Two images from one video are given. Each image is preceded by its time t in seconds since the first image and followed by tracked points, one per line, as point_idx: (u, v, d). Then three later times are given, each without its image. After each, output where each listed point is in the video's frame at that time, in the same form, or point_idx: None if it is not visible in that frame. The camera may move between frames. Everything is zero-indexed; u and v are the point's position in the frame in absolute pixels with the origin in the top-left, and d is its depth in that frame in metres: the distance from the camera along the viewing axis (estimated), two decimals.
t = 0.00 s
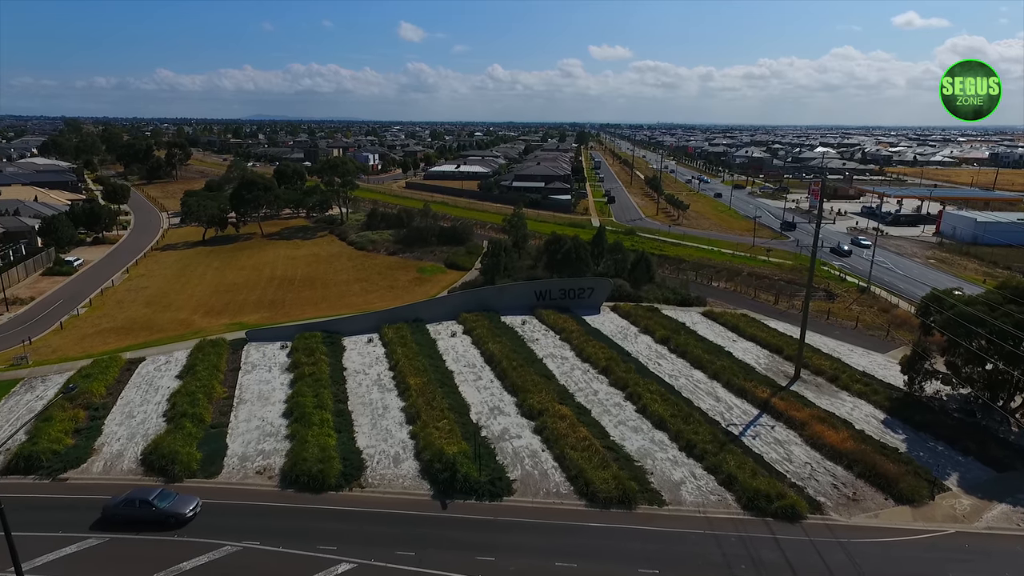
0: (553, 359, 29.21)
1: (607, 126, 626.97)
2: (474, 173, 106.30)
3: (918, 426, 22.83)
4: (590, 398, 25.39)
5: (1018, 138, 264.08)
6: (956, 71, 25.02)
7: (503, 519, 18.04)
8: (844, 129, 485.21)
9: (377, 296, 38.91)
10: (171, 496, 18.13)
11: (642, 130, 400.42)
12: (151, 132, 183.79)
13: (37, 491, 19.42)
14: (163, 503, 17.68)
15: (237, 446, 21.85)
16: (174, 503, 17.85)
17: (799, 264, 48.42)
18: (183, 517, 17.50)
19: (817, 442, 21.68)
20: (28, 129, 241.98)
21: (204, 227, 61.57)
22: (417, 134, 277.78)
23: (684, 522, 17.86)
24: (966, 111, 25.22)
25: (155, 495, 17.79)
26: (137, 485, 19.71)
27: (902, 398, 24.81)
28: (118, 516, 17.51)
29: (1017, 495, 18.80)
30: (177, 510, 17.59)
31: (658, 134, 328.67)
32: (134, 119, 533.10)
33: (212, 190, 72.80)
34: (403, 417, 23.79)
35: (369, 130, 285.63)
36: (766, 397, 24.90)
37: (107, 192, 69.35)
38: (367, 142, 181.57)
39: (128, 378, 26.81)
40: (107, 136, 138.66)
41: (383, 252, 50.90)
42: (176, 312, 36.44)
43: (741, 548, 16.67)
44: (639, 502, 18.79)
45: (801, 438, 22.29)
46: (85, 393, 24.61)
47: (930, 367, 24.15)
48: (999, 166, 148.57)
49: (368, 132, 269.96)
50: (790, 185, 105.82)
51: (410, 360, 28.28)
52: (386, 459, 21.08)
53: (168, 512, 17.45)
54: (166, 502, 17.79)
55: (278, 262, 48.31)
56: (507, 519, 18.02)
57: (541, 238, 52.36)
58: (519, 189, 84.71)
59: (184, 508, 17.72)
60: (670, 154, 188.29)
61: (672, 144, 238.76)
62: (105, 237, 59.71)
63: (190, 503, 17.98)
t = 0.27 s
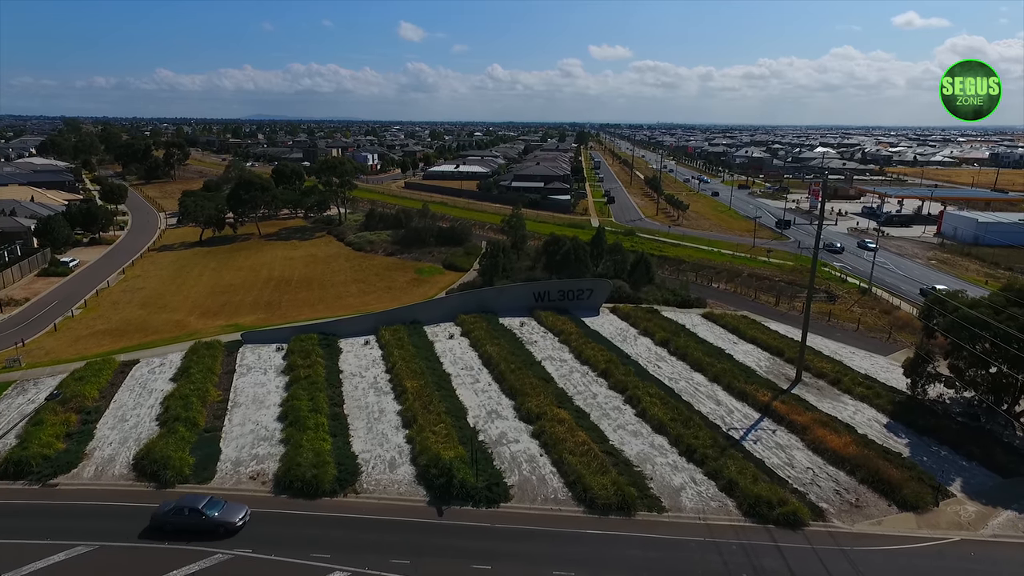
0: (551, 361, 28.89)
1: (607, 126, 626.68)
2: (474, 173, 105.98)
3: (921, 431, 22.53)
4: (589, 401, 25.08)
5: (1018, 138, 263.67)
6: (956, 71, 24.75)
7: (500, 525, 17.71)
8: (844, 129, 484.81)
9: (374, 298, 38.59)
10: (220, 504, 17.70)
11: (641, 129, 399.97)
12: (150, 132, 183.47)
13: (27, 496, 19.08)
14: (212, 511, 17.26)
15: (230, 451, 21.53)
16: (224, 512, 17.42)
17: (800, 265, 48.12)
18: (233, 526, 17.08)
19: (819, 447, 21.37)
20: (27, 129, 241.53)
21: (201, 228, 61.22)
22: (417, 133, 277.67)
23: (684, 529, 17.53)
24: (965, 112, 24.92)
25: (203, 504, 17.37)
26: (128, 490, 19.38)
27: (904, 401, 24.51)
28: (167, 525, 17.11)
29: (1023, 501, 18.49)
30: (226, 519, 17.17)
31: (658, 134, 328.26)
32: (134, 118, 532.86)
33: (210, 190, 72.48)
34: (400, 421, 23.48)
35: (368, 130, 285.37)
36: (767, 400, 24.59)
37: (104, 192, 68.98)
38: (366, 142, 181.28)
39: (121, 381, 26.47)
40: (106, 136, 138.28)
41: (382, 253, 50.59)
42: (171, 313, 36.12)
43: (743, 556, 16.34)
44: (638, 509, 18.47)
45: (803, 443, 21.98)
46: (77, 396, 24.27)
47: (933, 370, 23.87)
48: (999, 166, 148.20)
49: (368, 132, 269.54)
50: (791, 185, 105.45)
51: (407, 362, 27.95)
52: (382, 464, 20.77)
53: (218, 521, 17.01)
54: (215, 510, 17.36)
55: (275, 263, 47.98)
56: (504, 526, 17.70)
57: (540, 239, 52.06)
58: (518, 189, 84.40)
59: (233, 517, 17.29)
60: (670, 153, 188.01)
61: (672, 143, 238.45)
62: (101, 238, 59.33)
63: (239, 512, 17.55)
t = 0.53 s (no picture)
0: (549, 364, 28.52)
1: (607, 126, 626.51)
2: (473, 174, 105.63)
3: (924, 436, 22.18)
4: (588, 405, 24.71)
5: (1017, 138, 263.42)
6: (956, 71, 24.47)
7: (496, 533, 17.33)
8: (844, 129, 484.55)
9: (371, 299, 38.21)
10: (279, 515, 17.16)
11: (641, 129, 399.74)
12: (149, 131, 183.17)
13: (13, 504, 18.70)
14: (272, 522, 16.72)
15: (222, 456, 21.16)
16: (283, 522, 16.86)
17: (800, 266, 47.76)
18: (293, 538, 16.50)
19: (822, 453, 21.01)
20: (26, 128, 241.03)
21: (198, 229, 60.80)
22: (416, 133, 277.43)
23: (684, 538, 17.15)
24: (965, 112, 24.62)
25: (263, 514, 16.84)
26: (117, 497, 19.00)
27: (907, 406, 24.15)
28: (225, 536, 16.58)
29: None
30: (286, 530, 16.60)
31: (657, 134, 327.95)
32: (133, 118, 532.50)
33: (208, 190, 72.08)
34: (395, 426, 23.11)
35: (367, 130, 285.27)
36: (768, 404, 24.23)
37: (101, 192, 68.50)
38: (365, 142, 180.95)
39: (113, 385, 26.09)
40: (104, 136, 137.88)
41: (379, 254, 50.22)
42: (166, 315, 35.74)
43: (744, 566, 15.97)
44: (636, 516, 18.10)
45: (804, 448, 21.63)
46: (68, 401, 23.89)
47: (936, 374, 23.52)
48: (999, 166, 147.87)
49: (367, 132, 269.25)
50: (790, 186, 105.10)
51: (403, 366, 27.57)
52: (376, 471, 20.40)
53: (278, 532, 16.46)
54: (275, 521, 16.82)
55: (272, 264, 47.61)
56: (500, 534, 17.31)
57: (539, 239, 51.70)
58: (517, 190, 84.05)
59: (293, 529, 16.72)
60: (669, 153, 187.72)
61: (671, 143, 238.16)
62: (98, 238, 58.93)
63: (299, 524, 16.98)
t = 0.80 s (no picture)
0: (547, 367, 28.19)
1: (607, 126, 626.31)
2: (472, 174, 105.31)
3: (928, 441, 21.85)
4: (586, 409, 24.38)
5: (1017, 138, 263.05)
6: (956, 71, 24.20)
7: (492, 541, 16.97)
8: (844, 130, 484.27)
9: (368, 301, 37.86)
10: (340, 526, 16.59)
11: (641, 129, 399.47)
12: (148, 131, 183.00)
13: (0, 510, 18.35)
14: (333, 534, 16.15)
15: (215, 462, 20.81)
16: (344, 535, 16.28)
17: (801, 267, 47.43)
18: (356, 551, 15.88)
19: (824, 458, 20.66)
20: (25, 128, 240.73)
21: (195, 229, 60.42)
22: (415, 133, 277.09)
23: (684, 546, 16.79)
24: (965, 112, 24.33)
25: (324, 525, 16.29)
26: (107, 503, 18.65)
27: (910, 410, 23.81)
28: (285, 548, 15.98)
29: None
30: (349, 542, 16.01)
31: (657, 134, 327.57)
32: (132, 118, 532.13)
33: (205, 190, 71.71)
34: (391, 430, 22.78)
35: (367, 130, 284.97)
36: (769, 409, 23.89)
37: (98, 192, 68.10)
38: (365, 142, 180.67)
39: (105, 388, 25.74)
40: (103, 136, 137.57)
41: (377, 255, 49.88)
42: (161, 317, 35.38)
43: None
44: (635, 523, 17.75)
45: (806, 454, 21.29)
46: (59, 405, 23.55)
47: (940, 378, 23.19)
48: (1000, 166, 147.43)
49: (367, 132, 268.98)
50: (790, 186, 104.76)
51: (400, 369, 27.24)
52: (371, 476, 20.06)
53: (341, 544, 15.89)
54: (336, 533, 16.23)
55: (269, 265, 47.27)
56: (496, 542, 16.95)
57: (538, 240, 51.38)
58: (516, 190, 83.74)
59: (355, 541, 16.12)
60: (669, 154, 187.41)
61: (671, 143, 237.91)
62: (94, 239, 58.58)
63: (360, 536, 16.39)
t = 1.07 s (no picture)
0: (545, 370, 27.94)
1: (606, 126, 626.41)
2: (471, 174, 105.08)
3: (928, 444, 21.63)
4: (583, 412, 24.14)
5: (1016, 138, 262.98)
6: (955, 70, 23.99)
7: (486, 546, 16.73)
8: (843, 130, 484.48)
9: (364, 303, 37.60)
10: (392, 536, 16.12)
11: (640, 130, 399.41)
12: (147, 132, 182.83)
13: None
14: (385, 544, 15.68)
15: (207, 466, 20.55)
16: (395, 545, 15.80)
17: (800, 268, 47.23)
18: (409, 562, 15.39)
19: (823, 462, 20.44)
20: (23, 128, 240.42)
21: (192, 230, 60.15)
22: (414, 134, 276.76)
23: (682, 551, 16.56)
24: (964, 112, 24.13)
25: (376, 535, 15.83)
26: (97, 508, 18.41)
27: (910, 413, 23.60)
28: (336, 557, 15.62)
29: None
30: (401, 553, 15.53)
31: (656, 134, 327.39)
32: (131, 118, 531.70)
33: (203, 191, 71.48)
34: (386, 434, 22.54)
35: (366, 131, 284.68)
36: (768, 412, 23.67)
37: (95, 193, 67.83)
38: (364, 142, 180.38)
39: (98, 391, 25.49)
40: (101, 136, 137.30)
41: (374, 256, 49.63)
42: (155, 319, 35.10)
43: None
44: (633, 529, 17.50)
45: (805, 457, 21.08)
46: (50, 408, 23.28)
47: (940, 381, 22.96)
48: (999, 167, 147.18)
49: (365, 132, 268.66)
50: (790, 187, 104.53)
51: (396, 371, 27.00)
52: (365, 481, 19.82)
53: (393, 555, 15.42)
54: (387, 543, 15.76)
55: (265, 266, 47.00)
56: (492, 548, 16.69)
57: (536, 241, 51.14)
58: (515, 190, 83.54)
59: (408, 551, 15.62)
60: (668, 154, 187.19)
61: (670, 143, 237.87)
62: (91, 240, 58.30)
63: (413, 546, 15.87)
